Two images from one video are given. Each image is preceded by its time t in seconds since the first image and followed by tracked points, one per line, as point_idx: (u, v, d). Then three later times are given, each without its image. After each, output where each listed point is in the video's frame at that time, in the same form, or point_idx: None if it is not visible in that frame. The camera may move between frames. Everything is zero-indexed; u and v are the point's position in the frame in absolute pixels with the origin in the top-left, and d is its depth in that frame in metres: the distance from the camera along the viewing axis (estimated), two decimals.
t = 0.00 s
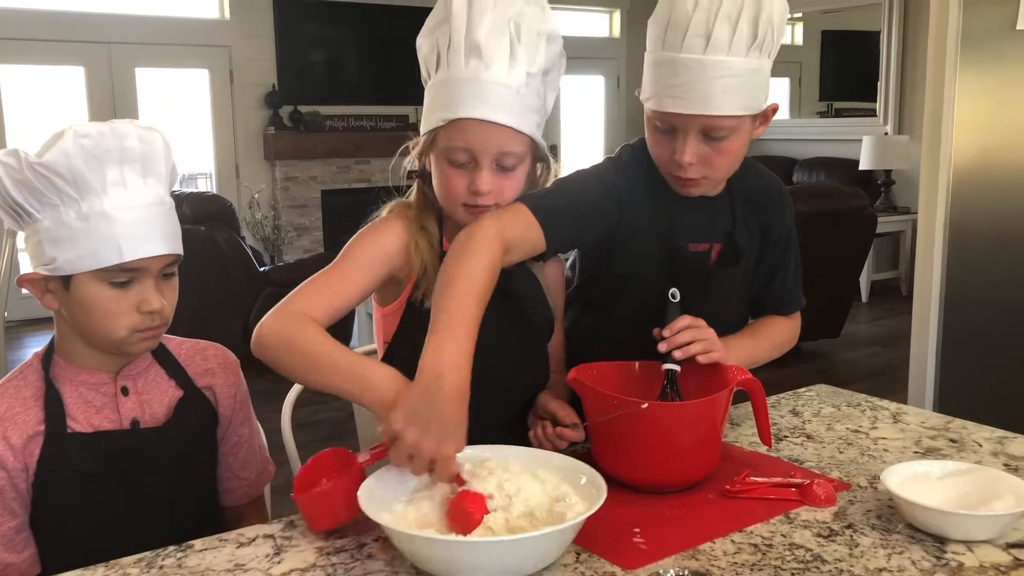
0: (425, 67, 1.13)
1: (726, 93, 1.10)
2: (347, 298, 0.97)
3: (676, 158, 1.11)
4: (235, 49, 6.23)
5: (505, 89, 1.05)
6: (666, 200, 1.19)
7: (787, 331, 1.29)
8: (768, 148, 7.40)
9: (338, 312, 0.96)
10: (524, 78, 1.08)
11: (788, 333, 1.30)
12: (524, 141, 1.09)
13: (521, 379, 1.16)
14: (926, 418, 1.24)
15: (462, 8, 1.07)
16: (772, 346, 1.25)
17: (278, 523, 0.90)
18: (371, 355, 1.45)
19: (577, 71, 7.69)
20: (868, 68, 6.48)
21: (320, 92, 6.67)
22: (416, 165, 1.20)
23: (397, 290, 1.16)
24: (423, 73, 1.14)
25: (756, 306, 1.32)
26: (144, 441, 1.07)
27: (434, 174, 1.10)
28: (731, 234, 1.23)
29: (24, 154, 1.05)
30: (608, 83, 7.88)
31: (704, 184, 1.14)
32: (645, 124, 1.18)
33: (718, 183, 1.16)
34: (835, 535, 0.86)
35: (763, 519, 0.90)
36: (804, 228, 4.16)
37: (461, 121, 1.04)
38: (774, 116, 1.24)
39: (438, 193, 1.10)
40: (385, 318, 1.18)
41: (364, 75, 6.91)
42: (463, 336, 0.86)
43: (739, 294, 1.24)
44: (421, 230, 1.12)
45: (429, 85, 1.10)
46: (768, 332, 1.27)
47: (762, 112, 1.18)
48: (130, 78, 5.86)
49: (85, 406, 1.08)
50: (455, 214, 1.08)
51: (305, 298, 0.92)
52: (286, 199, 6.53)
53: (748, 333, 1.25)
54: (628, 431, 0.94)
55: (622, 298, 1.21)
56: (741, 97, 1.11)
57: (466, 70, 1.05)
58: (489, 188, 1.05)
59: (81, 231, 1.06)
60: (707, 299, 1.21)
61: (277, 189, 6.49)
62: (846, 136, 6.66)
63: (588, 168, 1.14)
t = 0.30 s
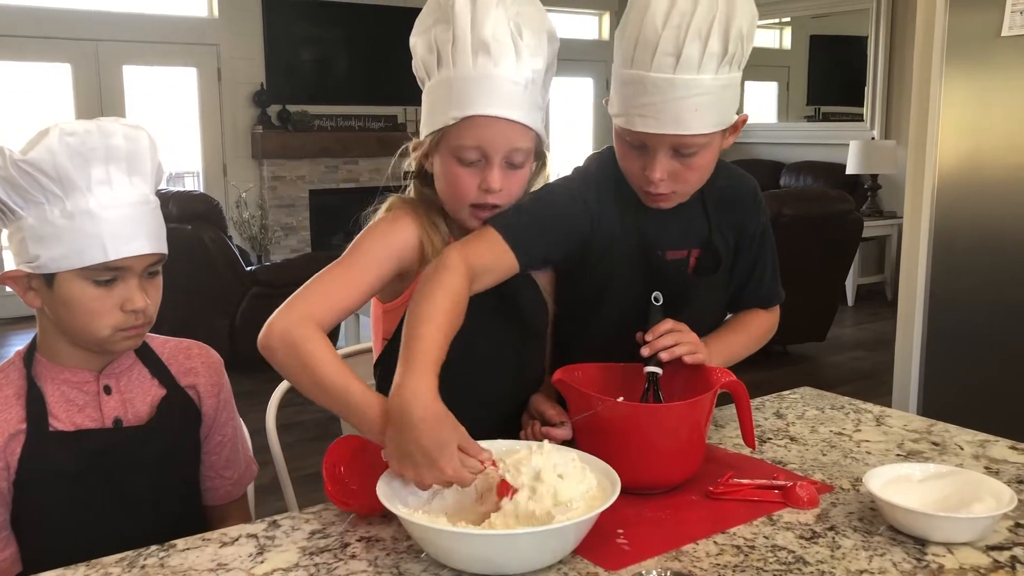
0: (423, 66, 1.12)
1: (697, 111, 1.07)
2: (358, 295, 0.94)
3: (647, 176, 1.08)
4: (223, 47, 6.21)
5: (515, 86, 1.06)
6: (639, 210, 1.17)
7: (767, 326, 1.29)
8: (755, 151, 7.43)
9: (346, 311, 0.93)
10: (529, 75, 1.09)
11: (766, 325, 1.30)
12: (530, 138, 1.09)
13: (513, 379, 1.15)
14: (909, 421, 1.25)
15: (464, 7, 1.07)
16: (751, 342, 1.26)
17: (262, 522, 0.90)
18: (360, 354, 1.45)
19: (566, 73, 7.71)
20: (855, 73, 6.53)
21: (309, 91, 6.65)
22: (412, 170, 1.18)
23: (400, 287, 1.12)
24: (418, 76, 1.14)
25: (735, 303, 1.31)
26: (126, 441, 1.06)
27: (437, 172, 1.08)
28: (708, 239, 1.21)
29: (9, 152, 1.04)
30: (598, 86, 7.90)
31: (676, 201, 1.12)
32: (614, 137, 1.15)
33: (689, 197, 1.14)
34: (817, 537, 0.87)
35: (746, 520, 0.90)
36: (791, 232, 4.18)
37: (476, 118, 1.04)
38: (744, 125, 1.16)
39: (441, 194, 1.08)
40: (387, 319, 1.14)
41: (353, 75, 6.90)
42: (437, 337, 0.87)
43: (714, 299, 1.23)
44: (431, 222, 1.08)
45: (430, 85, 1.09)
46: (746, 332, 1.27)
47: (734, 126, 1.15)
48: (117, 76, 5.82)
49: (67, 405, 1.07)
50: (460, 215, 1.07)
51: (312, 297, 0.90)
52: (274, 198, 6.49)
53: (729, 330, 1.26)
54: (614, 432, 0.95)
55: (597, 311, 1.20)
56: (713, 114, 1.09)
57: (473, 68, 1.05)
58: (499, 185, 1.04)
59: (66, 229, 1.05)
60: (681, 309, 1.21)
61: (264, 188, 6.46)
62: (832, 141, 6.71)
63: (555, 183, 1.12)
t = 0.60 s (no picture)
0: (411, 65, 1.11)
1: (665, 92, 1.11)
2: (338, 307, 0.98)
3: (621, 158, 1.11)
4: (218, 46, 6.21)
5: (502, 84, 1.06)
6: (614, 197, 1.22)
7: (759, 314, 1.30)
8: (751, 153, 7.44)
9: (328, 326, 0.97)
10: (517, 74, 1.09)
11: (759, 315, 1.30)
12: (516, 136, 1.08)
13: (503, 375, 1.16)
14: (900, 422, 1.26)
15: (453, 6, 1.07)
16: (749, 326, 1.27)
17: (254, 521, 0.90)
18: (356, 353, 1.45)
19: (562, 74, 7.71)
20: (850, 75, 6.55)
21: (304, 91, 6.65)
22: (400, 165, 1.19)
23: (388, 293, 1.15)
24: (406, 73, 1.13)
25: (724, 293, 1.33)
26: (119, 440, 1.06)
27: (424, 171, 1.08)
28: (683, 224, 1.24)
29: None
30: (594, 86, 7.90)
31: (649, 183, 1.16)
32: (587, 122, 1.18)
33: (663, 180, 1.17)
34: (807, 537, 0.87)
35: (736, 521, 0.91)
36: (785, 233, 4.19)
37: (462, 114, 1.04)
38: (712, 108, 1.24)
39: (428, 191, 1.08)
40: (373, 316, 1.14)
41: (349, 75, 6.90)
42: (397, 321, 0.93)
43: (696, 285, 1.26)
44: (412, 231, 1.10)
45: (417, 83, 1.09)
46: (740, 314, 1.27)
47: (700, 108, 1.19)
48: (113, 75, 5.81)
49: (59, 405, 1.07)
50: (450, 212, 1.05)
51: (293, 321, 0.95)
52: (269, 198, 6.49)
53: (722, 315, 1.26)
54: (605, 433, 0.95)
55: (583, 300, 1.23)
56: (681, 96, 1.13)
57: (461, 64, 1.05)
58: (485, 182, 1.03)
59: (57, 227, 1.05)
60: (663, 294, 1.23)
61: (260, 187, 6.45)
62: (827, 142, 6.72)
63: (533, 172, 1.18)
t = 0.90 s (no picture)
0: (391, 72, 1.12)
1: (626, 62, 1.16)
2: (329, 308, 1.03)
3: (591, 131, 1.16)
4: (218, 47, 6.21)
5: (477, 81, 1.06)
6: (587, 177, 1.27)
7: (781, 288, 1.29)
8: (751, 153, 7.45)
9: (322, 326, 1.03)
10: (492, 71, 1.09)
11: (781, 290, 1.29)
12: (492, 129, 1.08)
13: (498, 370, 1.16)
14: (899, 422, 1.26)
15: (427, 10, 1.08)
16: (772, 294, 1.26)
17: (254, 520, 0.90)
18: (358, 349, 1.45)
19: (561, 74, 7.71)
20: (851, 75, 6.54)
21: (304, 91, 6.65)
22: (383, 165, 1.20)
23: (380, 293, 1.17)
24: (386, 77, 1.14)
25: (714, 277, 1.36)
26: (120, 440, 1.07)
27: (406, 169, 1.09)
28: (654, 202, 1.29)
29: None
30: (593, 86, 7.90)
31: (621, 158, 1.19)
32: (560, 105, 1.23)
33: (636, 155, 1.21)
34: (805, 536, 0.87)
35: (735, 520, 0.91)
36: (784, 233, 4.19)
37: (435, 112, 1.04)
38: (679, 88, 1.30)
39: (411, 188, 1.09)
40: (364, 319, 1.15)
41: (349, 75, 6.89)
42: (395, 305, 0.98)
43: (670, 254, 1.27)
44: (396, 230, 1.14)
45: (396, 87, 1.10)
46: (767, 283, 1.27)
47: (665, 83, 1.24)
48: (113, 76, 5.81)
49: (61, 404, 1.07)
50: (431, 208, 1.07)
51: (290, 323, 1.00)
52: (269, 198, 6.49)
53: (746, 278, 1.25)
54: (603, 431, 0.95)
55: (560, 276, 1.26)
56: (643, 67, 1.18)
57: (435, 64, 1.06)
58: (464, 176, 1.04)
59: (57, 228, 1.05)
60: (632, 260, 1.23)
61: (260, 187, 6.46)
62: (826, 142, 6.73)
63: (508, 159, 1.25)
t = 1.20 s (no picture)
0: (379, 73, 1.13)
1: (595, 57, 1.17)
2: (320, 318, 1.04)
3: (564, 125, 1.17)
4: (217, 48, 6.22)
5: (463, 84, 1.07)
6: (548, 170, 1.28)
7: (650, 272, 1.09)
8: (751, 153, 7.45)
9: (315, 339, 1.04)
10: (479, 76, 1.10)
11: (659, 273, 1.11)
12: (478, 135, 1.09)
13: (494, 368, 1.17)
14: (899, 423, 1.26)
15: (416, 11, 1.09)
16: (640, 282, 1.08)
17: (255, 521, 0.90)
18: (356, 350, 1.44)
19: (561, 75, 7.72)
20: (851, 76, 6.54)
21: (304, 92, 6.65)
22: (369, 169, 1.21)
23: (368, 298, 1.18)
24: (375, 79, 1.15)
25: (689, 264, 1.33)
26: (122, 440, 1.07)
27: (390, 173, 1.09)
28: (610, 193, 1.27)
29: (6, 151, 1.05)
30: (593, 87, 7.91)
31: (594, 150, 1.20)
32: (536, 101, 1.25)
33: (609, 147, 1.22)
34: (805, 537, 0.87)
35: (735, 521, 0.91)
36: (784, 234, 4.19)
37: (421, 114, 1.05)
38: (650, 81, 1.31)
39: (395, 191, 1.10)
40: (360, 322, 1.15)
41: (349, 75, 6.90)
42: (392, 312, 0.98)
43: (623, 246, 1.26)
44: (377, 238, 1.14)
45: (383, 87, 1.11)
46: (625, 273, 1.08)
47: (636, 75, 1.25)
48: (113, 76, 5.81)
49: (63, 405, 1.07)
50: (415, 211, 1.08)
51: (282, 340, 1.01)
52: (269, 199, 6.49)
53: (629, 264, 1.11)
54: (604, 432, 0.95)
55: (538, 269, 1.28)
56: (611, 59, 1.18)
57: (422, 65, 1.07)
58: (447, 179, 1.05)
59: (63, 227, 1.05)
60: (590, 248, 1.26)
61: (260, 188, 6.45)
62: (827, 143, 6.73)
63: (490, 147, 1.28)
